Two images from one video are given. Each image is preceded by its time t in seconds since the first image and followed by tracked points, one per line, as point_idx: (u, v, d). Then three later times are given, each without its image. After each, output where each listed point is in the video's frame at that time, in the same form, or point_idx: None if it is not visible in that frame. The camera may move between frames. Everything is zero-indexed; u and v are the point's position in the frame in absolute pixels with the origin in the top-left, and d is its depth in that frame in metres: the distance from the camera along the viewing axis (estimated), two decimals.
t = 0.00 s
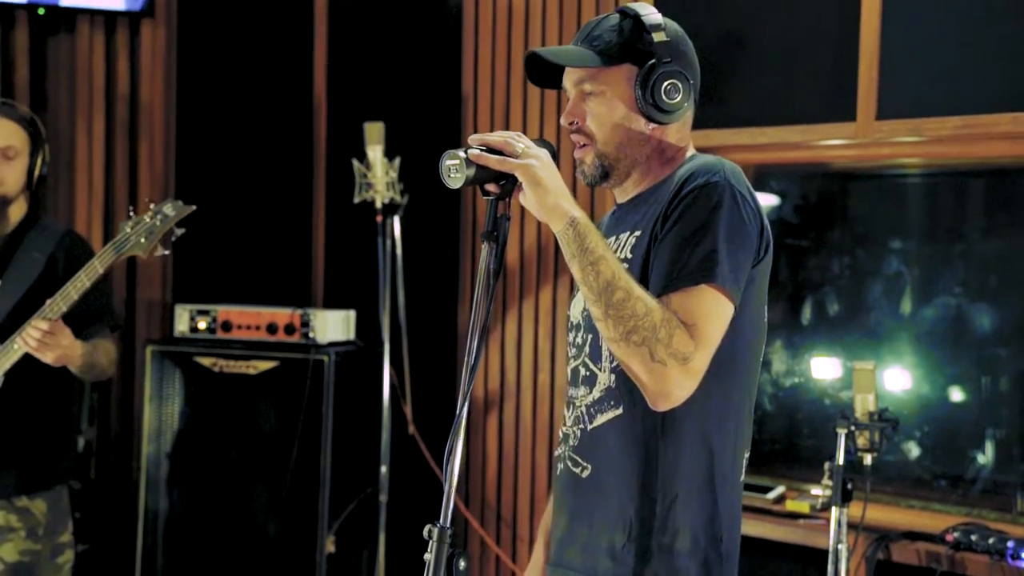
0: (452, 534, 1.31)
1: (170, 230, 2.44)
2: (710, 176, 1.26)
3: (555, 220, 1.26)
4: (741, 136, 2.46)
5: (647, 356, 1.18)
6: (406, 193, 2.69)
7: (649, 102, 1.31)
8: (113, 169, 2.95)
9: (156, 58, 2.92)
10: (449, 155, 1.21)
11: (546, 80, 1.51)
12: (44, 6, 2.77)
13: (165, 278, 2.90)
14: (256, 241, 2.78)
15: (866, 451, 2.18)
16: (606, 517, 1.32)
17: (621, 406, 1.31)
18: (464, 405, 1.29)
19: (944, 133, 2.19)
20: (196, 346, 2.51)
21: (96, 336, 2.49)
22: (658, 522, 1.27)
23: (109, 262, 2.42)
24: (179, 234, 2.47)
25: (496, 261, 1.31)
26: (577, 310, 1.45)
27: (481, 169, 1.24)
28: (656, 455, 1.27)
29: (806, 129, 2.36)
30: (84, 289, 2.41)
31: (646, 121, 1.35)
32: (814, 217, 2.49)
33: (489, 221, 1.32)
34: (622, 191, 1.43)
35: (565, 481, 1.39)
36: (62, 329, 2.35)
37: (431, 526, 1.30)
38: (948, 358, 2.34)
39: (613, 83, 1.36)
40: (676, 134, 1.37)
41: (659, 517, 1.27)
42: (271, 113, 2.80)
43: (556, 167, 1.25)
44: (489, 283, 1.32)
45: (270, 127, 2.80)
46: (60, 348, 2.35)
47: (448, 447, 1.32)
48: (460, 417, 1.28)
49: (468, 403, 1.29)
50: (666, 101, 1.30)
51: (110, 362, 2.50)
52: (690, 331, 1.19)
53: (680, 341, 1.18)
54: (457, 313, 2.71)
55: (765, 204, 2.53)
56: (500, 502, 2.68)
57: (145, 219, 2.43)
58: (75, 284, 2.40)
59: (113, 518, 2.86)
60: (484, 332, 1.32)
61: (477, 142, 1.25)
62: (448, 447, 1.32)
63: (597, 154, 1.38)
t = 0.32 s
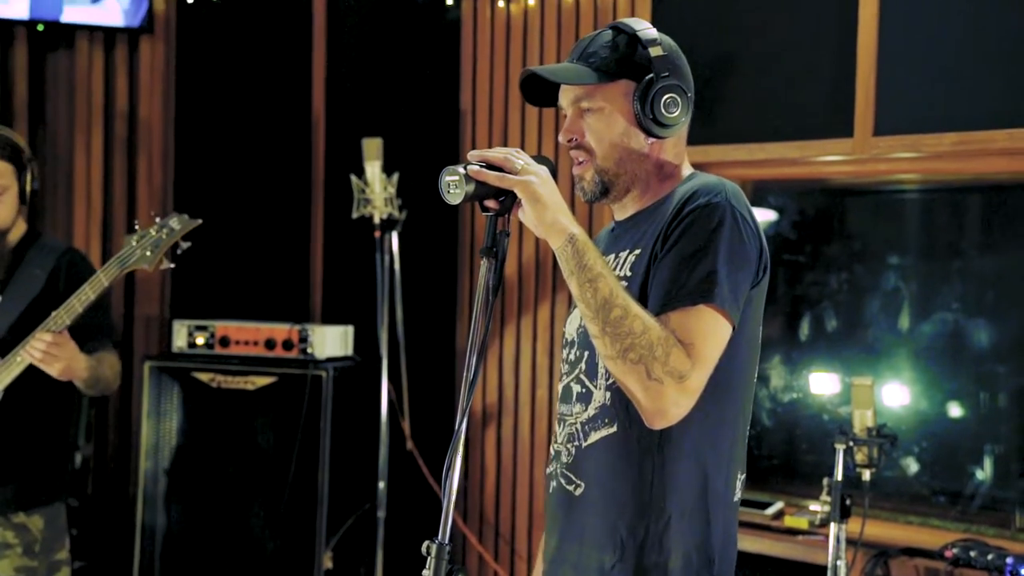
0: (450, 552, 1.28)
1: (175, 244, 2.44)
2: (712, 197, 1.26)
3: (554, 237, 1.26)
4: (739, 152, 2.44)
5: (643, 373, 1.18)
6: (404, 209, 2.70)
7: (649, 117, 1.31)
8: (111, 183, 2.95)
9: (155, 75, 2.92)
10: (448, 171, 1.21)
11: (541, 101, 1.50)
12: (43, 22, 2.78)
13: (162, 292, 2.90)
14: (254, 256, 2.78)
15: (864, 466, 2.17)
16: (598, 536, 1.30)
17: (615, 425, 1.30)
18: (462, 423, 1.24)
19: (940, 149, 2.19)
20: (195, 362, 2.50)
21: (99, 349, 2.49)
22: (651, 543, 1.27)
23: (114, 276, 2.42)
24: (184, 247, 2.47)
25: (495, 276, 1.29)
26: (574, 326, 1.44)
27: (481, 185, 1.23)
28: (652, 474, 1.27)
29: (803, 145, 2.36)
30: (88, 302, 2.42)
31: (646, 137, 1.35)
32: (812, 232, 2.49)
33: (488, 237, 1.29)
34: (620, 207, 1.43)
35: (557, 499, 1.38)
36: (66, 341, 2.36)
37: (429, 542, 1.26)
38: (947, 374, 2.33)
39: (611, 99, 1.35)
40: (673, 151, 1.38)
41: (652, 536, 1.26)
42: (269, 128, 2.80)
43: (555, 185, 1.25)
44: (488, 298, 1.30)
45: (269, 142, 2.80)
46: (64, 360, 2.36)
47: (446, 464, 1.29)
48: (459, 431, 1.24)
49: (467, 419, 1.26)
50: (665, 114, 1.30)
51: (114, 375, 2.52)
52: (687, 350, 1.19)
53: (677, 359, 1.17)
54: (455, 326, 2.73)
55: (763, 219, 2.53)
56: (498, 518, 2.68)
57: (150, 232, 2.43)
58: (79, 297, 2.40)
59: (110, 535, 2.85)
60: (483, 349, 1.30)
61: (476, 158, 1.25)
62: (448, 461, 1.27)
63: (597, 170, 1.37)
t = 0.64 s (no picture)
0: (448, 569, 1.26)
1: (174, 253, 2.45)
2: (716, 216, 1.25)
3: (552, 251, 1.24)
4: (738, 165, 2.43)
5: (638, 391, 1.17)
6: (401, 222, 2.71)
7: (646, 133, 1.31)
8: (109, 195, 2.96)
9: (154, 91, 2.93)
10: (447, 186, 1.18)
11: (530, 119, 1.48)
12: (42, 35, 2.79)
13: (160, 304, 2.90)
14: (253, 268, 2.79)
15: (862, 480, 2.16)
16: (594, 559, 1.28)
17: (615, 444, 1.28)
18: (461, 436, 1.24)
19: (938, 162, 2.19)
20: (193, 375, 2.51)
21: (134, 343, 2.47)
22: (650, 566, 1.24)
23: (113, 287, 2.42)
24: (181, 258, 2.47)
25: (494, 292, 1.28)
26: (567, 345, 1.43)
27: (480, 200, 1.20)
28: (652, 495, 1.24)
29: (803, 158, 2.34)
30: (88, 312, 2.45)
31: (640, 154, 1.35)
32: (809, 246, 2.49)
33: (488, 251, 1.28)
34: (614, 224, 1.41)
35: (552, 518, 1.36)
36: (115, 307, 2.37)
37: (427, 555, 1.24)
38: (945, 387, 2.33)
39: (606, 117, 1.33)
40: (665, 169, 1.38)
41: (651, 559, 1.24)
42: (268, 141, 2.81)
43: (555, 200, 1.23)
44: (487, 312, 1.29)
45: (267, 155, 2.81)
46: (113, 321, 2.38)
47: (444, 476, 1.28)
48: (456, 447, 1.23)
49: (466, 433, 1.25)
50: (664, 130, 1.30)
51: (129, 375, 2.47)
52: (683, 367, 1.18)
53: (672, 377, 1.17)
54: (452, 343, 2.72)
55: (760, 233, 2.54)
56: (496, 531, 2.67)
57: (149, 243, 2.43)
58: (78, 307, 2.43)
59: (108, 548, 2.85)
60: (481, 365, 1.29)
61: (475, 172, 1.22)
62: (444, 475, 1.27)
63: (592, 187, 1.35)
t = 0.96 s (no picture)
0: None
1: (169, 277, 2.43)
2: (710, 231, 1.22)
3: (548, 266, 1.20)
4: (736, 177, 2.43)
5: (631, 408, 1.14)
6: (400, 235, 2.72)
7: (640, 148, 1.28)
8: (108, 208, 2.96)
9: (152, 101, 2.97)
10: (446, 198, 1.14)
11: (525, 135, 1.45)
12: (41, 48, 2.80)
13: (159, 320, 2.93)
14: (252, 281, 2.79)
15: (860, 493, 2.16)
16: None
17: (618, 463, 1.26)
18: (461, 450, 1.21)
19: (936, 176, 2.19)
20: (191, 389, 2.51)
21: (91, 380, 2.46)
22: None
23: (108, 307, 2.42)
24: (179, 281, 2.46)
25: (493, 306, 1.23)
26: (563, 365, 1.41)
27: (481, 213, 1.16)
28: (660, 511, 1.24)
29: (800, 172, 2.35)
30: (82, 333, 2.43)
31: (633, 169, 1.31)
32: (808, 259, 2.49)
33: (487, 264, 1.24)
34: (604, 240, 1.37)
35: (556, 539, 1.34)
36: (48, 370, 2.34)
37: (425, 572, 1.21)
38: (944, 400, 2.33)
39: (600, 130, 1.29)
40: (656, 186, 1.35)
41: None
42: (267, 154, 2.82)
43: (554, 214, 1.18)
44: (486, 329, 1.24)
45: (265, 167, 2.82)
46: (50, 388, 2.33)
47: (444, 492, 1.25)
48: (456, 459, 1.20)
49: (464, 447, 1.21)
50: (657, 146, 1.28)
51: (102, 407, 2.46)
52: (676, 383, 1.16)
53: (664, 394, 1.14)
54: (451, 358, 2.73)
55: (758, 246, 2.54)
56: (494, 544, 2.67)
57: (146, 264, 2.42)
58: (73, 328, 2.42)
59: (104, 563, 2.85)
60: (480, 383, 1.26)
61: (475, 185, 1.17)
62: (445, 490, 1.23)
63: (584, 201, 1.30)
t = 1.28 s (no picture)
0: None
1: (160, 282, 2.42)
2: (704, 240, 1.21)
3: (545, 274, 1.18)
4: (733, 186, 2.43)
5: (626, 417, 1.12)
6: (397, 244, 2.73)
7: (635, 160, 1.27)
8: (104, 215, 2.96)
9: (148, 109, 2.98)
10: (443, 207, 1.14)
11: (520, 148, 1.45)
12: (37, 57, 2.79)
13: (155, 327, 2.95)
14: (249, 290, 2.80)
15: (857, 502, 2.16)
16: None
17: (613, 474, 1.24)
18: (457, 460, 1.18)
19: (932, 185, 2.19)
20: (187, 398, 2.50)
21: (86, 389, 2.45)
22: None
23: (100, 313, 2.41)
24: (169, 287, 2.45)
25: (490, 316, 1.22)
26: (556, 375, 1.38)
27: (477, 222, 1.16)
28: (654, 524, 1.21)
29: (796, 181, 2.35)
30: (73, 341, 2.41)
31: (627, 181, 1.30)
32: (804, 268, 2.49)
33: (483, 273, 1.23)
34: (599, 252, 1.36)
35: (552, 551, 1.31)
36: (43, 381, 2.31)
37: None
38: (939, 409, 2.33)
39: (595, 142, 1.28)
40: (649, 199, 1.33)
41: None
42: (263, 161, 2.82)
43: (550, 222, 1.17)
44: (482, 340, 1.23)
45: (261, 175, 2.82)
46: (41, 399, 2.30)
47: (440, 502, 1.22)
48: (452, 468, 1.18)
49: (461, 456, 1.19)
50: (652, 158, 1.27)
51: (100, 415, 2.47)
52: (671, 392, 1.14)
53: (659, 404, 1.12)
54: (448, 364, 2.73)
55: (754, 255, 2.55)
56: (491, 553, 2.67)
57: (137, 270, 2.41)
58: (64, 336, 2.39)
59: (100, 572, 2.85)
60: (475, 392, 1.24)
61: (473, 195, 1.17)
62: (441, 499, 1.21)
63: (579, 213, 1.29)
